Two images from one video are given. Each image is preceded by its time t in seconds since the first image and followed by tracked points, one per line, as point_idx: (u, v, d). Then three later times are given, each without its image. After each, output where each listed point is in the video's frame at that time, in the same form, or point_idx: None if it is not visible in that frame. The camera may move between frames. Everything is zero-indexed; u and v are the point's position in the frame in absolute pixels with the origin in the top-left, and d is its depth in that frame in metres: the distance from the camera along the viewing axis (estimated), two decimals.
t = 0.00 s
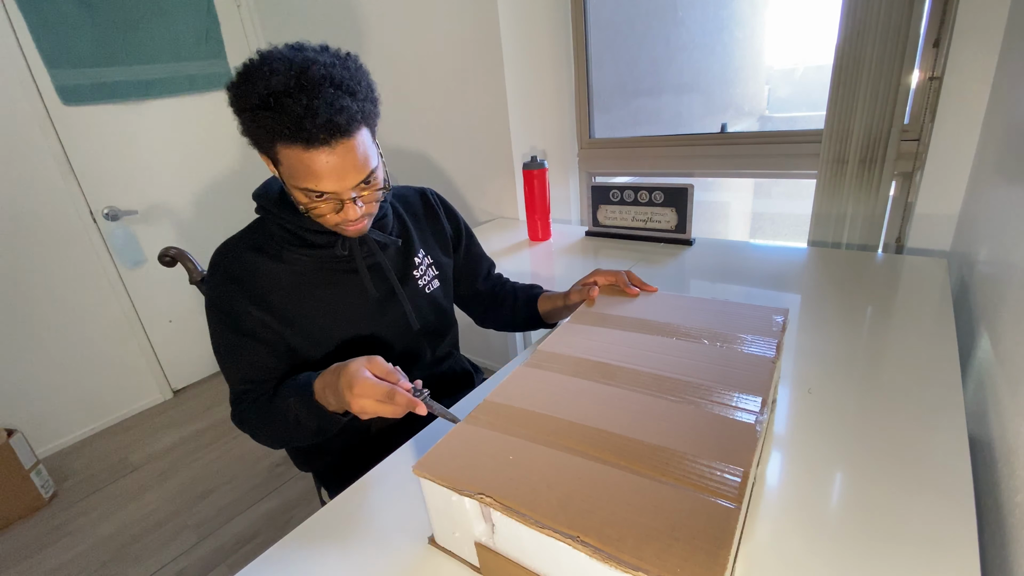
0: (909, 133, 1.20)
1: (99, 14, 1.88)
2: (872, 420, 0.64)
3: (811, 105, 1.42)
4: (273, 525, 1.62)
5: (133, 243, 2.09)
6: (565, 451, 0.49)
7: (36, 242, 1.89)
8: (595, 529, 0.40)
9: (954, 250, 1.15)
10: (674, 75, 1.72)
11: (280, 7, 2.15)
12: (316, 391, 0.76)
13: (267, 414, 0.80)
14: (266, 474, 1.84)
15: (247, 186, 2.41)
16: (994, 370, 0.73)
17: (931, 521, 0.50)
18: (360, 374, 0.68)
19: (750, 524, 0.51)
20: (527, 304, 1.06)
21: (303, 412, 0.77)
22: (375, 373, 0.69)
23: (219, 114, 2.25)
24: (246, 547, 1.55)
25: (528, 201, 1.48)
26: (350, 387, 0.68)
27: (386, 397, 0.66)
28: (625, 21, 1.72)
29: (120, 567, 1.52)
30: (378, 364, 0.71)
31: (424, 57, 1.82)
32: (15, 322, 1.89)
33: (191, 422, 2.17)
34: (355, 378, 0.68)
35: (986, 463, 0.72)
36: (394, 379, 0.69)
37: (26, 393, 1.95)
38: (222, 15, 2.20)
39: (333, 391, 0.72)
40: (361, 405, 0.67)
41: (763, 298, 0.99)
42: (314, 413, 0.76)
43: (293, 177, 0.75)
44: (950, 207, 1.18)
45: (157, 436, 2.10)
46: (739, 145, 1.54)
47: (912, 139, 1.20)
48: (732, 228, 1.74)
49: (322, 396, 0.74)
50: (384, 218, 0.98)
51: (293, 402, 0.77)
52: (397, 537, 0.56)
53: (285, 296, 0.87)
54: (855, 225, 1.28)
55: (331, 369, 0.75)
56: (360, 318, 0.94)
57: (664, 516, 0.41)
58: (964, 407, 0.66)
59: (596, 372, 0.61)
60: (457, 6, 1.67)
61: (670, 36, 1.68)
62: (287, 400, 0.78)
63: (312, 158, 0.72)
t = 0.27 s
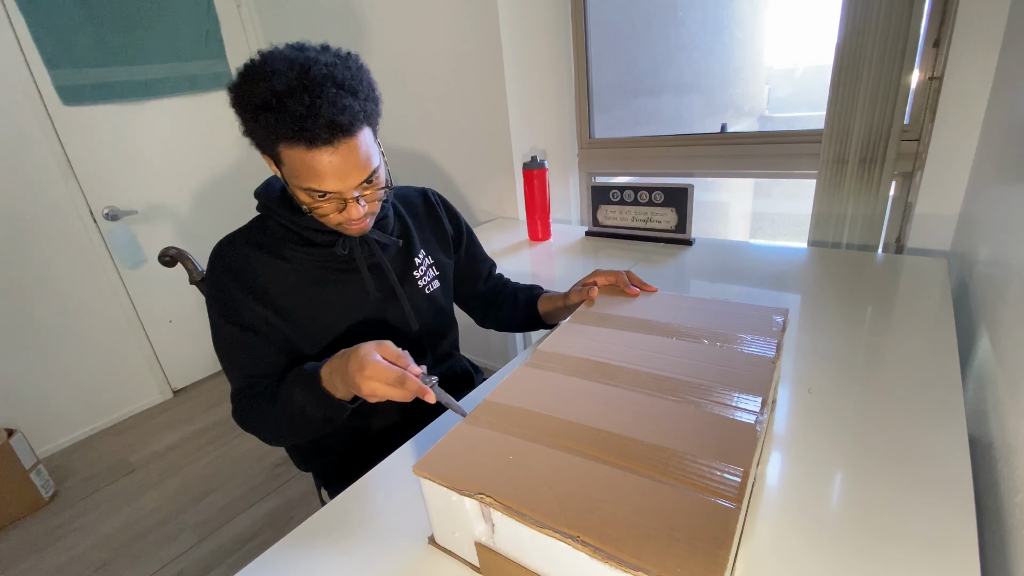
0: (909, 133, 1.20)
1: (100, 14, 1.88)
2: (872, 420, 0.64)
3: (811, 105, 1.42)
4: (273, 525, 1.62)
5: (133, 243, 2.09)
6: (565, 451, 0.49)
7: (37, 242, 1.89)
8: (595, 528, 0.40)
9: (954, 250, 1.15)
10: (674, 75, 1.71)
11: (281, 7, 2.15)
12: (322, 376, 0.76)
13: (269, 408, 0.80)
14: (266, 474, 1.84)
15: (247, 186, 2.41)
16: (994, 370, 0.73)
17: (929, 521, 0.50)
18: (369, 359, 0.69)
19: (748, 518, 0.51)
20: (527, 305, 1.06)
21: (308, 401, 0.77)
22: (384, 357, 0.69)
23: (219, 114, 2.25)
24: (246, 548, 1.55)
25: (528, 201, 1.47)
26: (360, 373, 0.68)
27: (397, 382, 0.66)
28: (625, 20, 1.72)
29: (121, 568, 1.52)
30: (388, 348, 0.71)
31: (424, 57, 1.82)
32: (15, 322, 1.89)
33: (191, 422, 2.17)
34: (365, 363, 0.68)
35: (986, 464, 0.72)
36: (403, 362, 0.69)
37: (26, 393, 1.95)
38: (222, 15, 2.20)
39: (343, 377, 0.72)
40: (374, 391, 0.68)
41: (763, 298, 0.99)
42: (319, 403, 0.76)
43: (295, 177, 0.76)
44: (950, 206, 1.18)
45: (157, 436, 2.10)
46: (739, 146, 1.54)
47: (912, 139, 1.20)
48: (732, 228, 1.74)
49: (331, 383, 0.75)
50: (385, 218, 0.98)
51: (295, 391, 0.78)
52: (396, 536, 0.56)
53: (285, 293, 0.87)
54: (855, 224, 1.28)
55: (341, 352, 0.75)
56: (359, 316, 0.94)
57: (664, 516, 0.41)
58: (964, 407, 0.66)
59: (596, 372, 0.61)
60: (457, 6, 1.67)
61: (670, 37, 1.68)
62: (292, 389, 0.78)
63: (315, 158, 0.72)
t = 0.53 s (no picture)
0: (909, 133, 1.21)
1: (100, 13, 1.88)
2: (871, 420, 0.64)
3: (811, 105, 1.42)
4: (273, 525, 1.62)
5: (133, 243, 2.09)
6: (566, 451, 0.49)
7: (37, 242, 1.89)
8: (596, 528, 0.40)
9: (954, 250, 1.15)
10: (674, 75, 1.71)
11: (280, 7, 2.15)
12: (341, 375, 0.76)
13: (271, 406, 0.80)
14: (266, 474, 1.84)
15: (247, 186, 2.40)
16: (994, 370, 0.73)
17: (928, 521, 0.50)
18: (388, 355, 0.70)
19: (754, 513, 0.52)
20: (528, 305, 1.06)
21: (326, 399, 0.77)
22: (403, 354, 0.70)
23: (219, 114, 2.25)
24: (246, 547, 1.55)
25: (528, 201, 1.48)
26: (378, 369, 0.70)
27: (415, 377, 0.67)
28: (625, 20, 1.72)
29: (120, 567, 1.52)
30: (408, 346, 0.72)
31: (424, 57, 1.82)
32: (15, 322, 1.89)
33: (191, 422, 2.16)
34: (384, 359, 0.70)
35: (986, 464, 0.72)
36: (422, 359, 0.70)
37: (26, 393, 1.95)
38: (222, 15, 2.20)
39: (363, 375, 0.72)
40: (393, 387, 0.69)
41: (763, 298, 0.99)
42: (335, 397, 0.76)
43: (301, 176, 0.75)
44: (950, 206, 1.18)
45: (157, 436, 2.10)
46: (740, 146, 1.54)
47: (912, 139, 1.21)
48: (732, 228, 1.74)
49: (348, 380, 0.75)
50: (387, 218, 0.98)
51: (314, 387, 0.78)
52: (397, 536, 0.56)
53: (288, 291, 0.87)
54: (855, 225, 1.28)
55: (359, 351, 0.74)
56: (361, 314, 0.94)
57: (666, 517, 0.41)
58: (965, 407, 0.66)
59: (597, 371, 0.61)
60: (457, 6, 1.67)
61: (670, 36, 1.68)
62: (309, 384, 0.78)
63: (321, 155, 0.72)
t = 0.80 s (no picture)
0: (909, 133, 1.21)
1: (100, 13, 1.88)
2: (872, 420, 0.64)
3: (812, 105, 1.42)
4: (273, 525, 1.62)
5: (133, 243, 2.09)
6: (572, 452, 0.49)
7: (37, 242, 1.89)
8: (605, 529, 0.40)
9: (954, 250, 1.15)
10: (674, 75, 1.71)
11: (281, 7, 2.15)
12: (351, 365, 0.76)
13: (272, 403, 0.80)
14: (266, 474, 1.84)
15: (247, 186, 2.41)
16: (994, 370, 0.73)
17: (928, 521, 0.50)
18: (398, 346, 0.70)
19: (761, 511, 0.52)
20: (529, 305, 1.06)
21: (335, 391, 0.76)
22: (413, 345, 0.71)
23: (219, 114, 2.26)
24: (246, 547, 1.55)
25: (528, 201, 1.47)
26: (388, 359, 0.70)
27: (424, 369, 0.68)
28: (625, 20, 1.72)
29: (121, 567, 1.52)
30: (417, 336, 0.72)
31: (424, 57, 1.82)
32: (15, 322, 1.89)
33: (191, 422, 2.17)
34: (393, 349, 0.70)
35: (986, 464, 0.72)
36: (431, 350, 0.71)
37: (26, 393, 1.95)
38: (222, 15, 2.20)
39: (373, 364, 0.73)
40: (401, 377, 0.70)
41: (763, 298, 0.99)
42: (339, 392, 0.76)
43: (303, 178, 0.75)
44: (950, 206, 1.18)
45: (157, 436, 2.10)
46: (740, 146, 1.54)
47: (911, 139, 1.20)
48: (732, 228, 1.74)
49: (360, 371, 0.75)
50: (387, 219, 0.98)
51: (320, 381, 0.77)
52: (400, 537, 0.56)
53: (289, 289, 0.88)
54: (855, 225, 1.28)
55: (370, 341, 0.75)
56: (361, 313, 0.95)
57: (674, 517, 0.41)
58: (965, 407, 0.66)
59: (599, 372, 0.61)
60: (457, 7, 1.68)
61: (670, 36, 1.68)
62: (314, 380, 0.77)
63: (323, 157, 0.72)
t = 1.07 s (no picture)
0: (909, 133, 1.21)
1: (100, 13, 1.88)
2: (872, 420, 0.64)
3: (811, 105, 1.42)
4: (273, 525, 1.62)
5: (133, 243, 2.09)
6: (574, 452, 0.48)
7: (37, 242, 1.89)
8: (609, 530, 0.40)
9: (954, 250, 1.15)
10: (674, 75, 1.71)
11: (281, 7, 2.15)
12: (356, 364, 0.75)
13: (275, 401, 0.80)
14: (266, 474, 1.84)
15: (246, 186, 2.40)
16: (994, 370, 0.73)
17: (928, 521, 0.50)
18: (408, 343, 0.69)
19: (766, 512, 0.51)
20: (529, 305, 1.06)
21: (340, 390, 0.76)
22: (422, 341, 0.70)
23: (219, 114, 2.26)
24: (246, 547, 1.55)
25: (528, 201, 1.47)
26: (400, 357, 0.69)
27: (436, 362, 0.68)
28: (625, 20, 1.72)
29: (121, 567, 1.52)
30: (424, 332, 0.72)
31: (424, 57, 1.82)
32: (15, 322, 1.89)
33: (191, 422, 2.16)
34: (403, 347, 0.69)
35: (986, 464, 0.72)
36: (440, 344, 0.71)
37: (26, 393, 1.95)
38: (222, 15, 2.20)
39: (381, 361, 0.72)
40: (414, 373, 0.69)
41: (763, 298, 0.99)
42: (350, 390, 0.76)
43: (306, 174, 0.75)
44: (950, 206, 1.18)
45: (157, 436, 2.10)
46: (740, 146, 1.54)
47: (911, 139, 1.21)
48: (732, 228, 1.74)
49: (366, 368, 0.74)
50: (390, 217, 0.98)
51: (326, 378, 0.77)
52: (401, 538, 0.56)
53: (293, 287, 0.87)
54: (855, 224, 1.28)
55: (375, 339, 0.74)
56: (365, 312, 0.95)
57: (679, 517, 0.40)
58: (964, 407, 0.66)
59: (600, 372, 0.61)
60: (457, 6, 1.68)
61: (670, 36, 1.68)
62: (322, 378, 0.77)
63: (324, 152, 0.72)
